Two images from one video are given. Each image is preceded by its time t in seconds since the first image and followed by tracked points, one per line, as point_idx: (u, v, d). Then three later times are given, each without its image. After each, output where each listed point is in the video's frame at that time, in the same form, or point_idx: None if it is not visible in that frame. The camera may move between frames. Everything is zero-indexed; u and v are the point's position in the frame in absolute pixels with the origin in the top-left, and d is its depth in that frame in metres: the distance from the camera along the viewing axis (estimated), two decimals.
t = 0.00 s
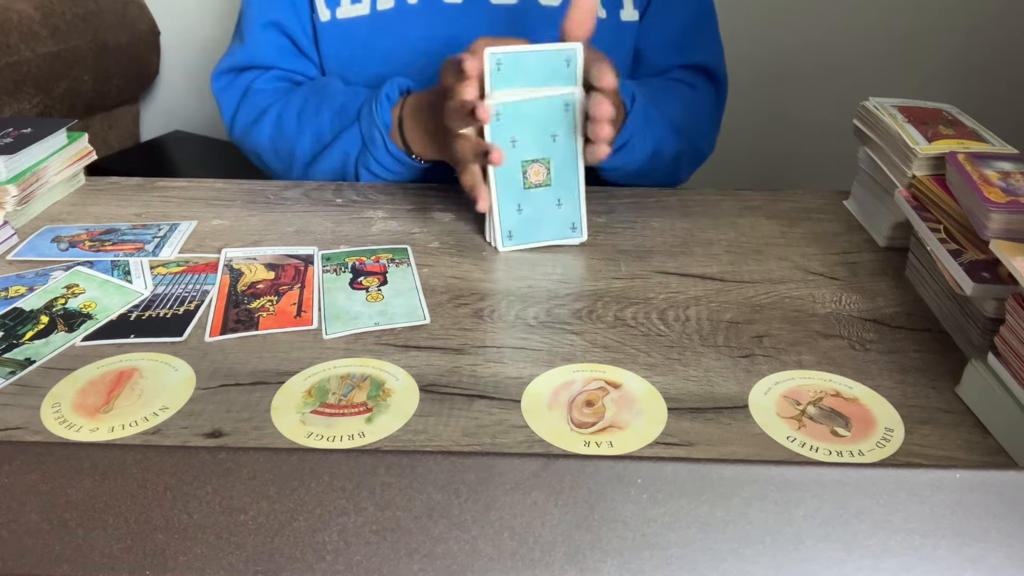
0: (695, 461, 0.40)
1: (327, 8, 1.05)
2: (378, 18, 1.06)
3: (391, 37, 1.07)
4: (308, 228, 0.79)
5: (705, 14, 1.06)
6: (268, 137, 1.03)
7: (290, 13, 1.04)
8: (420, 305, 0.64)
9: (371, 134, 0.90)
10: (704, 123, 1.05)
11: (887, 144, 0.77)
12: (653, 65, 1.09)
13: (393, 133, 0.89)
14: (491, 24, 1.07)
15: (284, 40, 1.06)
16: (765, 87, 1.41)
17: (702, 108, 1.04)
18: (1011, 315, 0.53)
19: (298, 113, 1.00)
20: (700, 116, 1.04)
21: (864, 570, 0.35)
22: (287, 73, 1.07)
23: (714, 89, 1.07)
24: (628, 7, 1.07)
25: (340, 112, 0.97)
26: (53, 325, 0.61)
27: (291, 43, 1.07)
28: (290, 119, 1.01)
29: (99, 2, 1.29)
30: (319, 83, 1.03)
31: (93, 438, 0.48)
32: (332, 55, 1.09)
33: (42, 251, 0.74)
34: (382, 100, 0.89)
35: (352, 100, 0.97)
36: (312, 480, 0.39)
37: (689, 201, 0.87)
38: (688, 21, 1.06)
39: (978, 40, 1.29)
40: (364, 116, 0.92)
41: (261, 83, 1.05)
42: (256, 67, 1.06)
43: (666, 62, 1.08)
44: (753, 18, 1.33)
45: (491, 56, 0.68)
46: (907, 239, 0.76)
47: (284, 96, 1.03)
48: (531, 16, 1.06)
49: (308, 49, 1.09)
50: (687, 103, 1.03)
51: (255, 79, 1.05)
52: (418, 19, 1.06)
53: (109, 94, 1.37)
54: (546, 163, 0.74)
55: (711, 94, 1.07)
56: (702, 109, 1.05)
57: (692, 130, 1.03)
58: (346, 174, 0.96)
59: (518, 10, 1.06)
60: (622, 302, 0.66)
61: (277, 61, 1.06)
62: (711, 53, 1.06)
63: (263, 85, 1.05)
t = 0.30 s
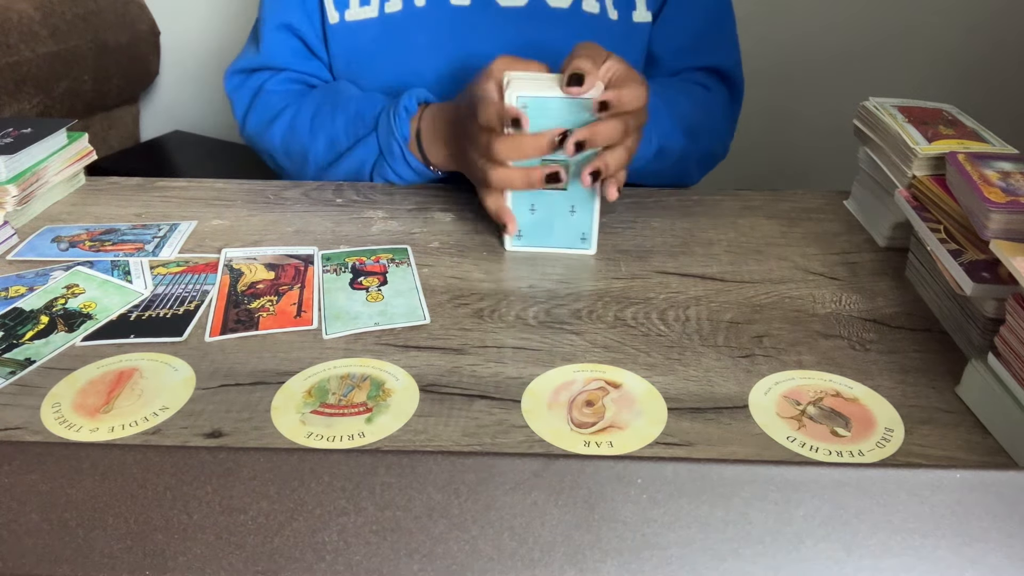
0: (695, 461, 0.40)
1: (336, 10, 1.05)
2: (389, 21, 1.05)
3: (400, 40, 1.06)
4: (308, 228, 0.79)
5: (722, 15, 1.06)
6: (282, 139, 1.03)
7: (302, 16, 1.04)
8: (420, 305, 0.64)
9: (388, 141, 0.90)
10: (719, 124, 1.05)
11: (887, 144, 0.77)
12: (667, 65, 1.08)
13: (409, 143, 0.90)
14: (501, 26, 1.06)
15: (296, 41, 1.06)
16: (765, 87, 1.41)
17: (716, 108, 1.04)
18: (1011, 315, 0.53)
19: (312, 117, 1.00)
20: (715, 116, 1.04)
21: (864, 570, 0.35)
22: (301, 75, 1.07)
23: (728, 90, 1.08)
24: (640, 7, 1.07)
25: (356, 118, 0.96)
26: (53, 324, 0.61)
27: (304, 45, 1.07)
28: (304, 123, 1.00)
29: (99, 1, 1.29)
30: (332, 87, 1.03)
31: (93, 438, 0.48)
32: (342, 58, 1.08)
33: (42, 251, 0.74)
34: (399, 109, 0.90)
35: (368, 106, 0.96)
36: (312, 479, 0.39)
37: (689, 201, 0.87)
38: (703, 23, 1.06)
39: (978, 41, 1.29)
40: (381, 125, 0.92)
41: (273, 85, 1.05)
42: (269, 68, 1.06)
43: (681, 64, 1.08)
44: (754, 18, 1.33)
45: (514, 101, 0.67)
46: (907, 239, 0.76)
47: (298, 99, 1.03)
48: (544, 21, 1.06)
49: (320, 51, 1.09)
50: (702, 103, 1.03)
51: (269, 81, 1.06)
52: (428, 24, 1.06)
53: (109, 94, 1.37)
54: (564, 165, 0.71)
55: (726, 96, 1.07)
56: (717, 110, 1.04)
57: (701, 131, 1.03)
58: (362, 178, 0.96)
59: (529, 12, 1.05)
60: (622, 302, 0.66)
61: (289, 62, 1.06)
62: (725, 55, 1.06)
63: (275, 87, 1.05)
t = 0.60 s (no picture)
0: (696, 461, 0.40)
1: (344, 5, 1.05)
2: (395, 19, 1.06)
3: (405, 39, 1.07)
4: (308, 228, 0.79)
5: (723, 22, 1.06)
6: (284, 133, 1.02)
7: (309, 9, 1.05)
8: (420, 305, 0.64)
9: (394, 141, 0.90)
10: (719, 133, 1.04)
11: (887, 143, 0.78)
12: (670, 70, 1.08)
13: (415, 142, 0.89)
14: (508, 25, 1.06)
15: (303, 34, 1.05)
16: (765, 87, 1.41)
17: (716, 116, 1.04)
18: (1011, 315, 0.53)
19: (319, 112, 1.00)
20: (714, 124, 1.04)
21: (865, 570, 0.35)
22: (306, 69, 1.06)
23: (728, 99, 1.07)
24: (645, 13, 1.07)
25: (362, 117, 0.96)
26: (53, 324, 0.61)
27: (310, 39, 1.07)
28: (307, 118, 1.00)
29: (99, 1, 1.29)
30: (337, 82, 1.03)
31: (93, 438, 0.48)
32: (349, 53, 1.08)
33: (42, 251, 0.74)
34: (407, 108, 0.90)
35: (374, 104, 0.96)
36: (313, 479, 0.39)
37: (688, 201, 0.87)
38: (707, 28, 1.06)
39: (977, 41, 1.29)
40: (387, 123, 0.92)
41: (279, 77, 1.04)
42: (275, 61, 1.05)
43: (684, 70, 1.08)
44: (756, 18, 1.33)
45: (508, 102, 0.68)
46: (907, 239, 0.76)
47: (304, 93, 1.03)
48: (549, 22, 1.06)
49: (326, 45, 1.08)
50: (703, 113, 1.02)
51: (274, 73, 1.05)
52: (433, 23, 1.06)
53: (109, 94, 1.37)
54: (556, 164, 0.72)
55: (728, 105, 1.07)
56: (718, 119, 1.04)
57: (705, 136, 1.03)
58: (365, 177, 0.97)
59: (537, 14, 1.06)
60: (622, 302, 0.66)
61: (296, 56, 1.05)
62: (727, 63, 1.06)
63: (281, 79, 1.04)
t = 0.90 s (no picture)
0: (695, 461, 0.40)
1: (345, 9, 1.05)
2: (397, 21, 1.04)
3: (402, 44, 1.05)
4: (308, 228, 0.79)
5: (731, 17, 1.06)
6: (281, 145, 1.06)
7: (297, 16, 1.04)
8: (420, 305, 0.64)
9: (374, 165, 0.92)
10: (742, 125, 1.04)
11: (887, 143, 0.77)
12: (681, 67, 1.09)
13: (387, 148, 0.90)
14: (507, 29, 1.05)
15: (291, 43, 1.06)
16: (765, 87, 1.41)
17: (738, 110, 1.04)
18: (1011, 315, 0.53)
19: (307, 131, 1.03)
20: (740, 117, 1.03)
21: (865, 570, 0.35)
22: (297, 77, 1.08)
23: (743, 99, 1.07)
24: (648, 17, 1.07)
25: (339, 150, 0.99)
26: (53, 324, 0.61)
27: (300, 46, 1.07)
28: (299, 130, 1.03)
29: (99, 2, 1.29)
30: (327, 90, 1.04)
31: (92, 438, 0.48)
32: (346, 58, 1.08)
33: (42, 251, 0.74)
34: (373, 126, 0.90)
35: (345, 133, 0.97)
36: (313, 480, 0.39)
37: (688, 201, 0.87)
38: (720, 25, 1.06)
39: (978, 41, 1.29)
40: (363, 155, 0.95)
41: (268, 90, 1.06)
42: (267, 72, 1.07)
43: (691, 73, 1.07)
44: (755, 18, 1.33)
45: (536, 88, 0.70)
46: (907, 239, 0.76)
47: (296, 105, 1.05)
48: (548, 26, 1.05)
49: (317, 51, 1.08)
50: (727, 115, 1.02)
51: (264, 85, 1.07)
52: (431, 27, 1.04)
53: (109, 94, 1.37)
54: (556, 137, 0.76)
55: (744, 100, 1.08)
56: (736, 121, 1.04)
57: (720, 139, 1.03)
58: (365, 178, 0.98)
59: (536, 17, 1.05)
60: (622, 301, 0.66)
61: (286, 66, 1.07)
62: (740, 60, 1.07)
63: (270, 92, 1.06)
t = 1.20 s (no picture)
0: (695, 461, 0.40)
1: (335, 13, 1.05)
2: (385, 23, 1.04)
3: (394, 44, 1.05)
4: (308, 228, 0.79)
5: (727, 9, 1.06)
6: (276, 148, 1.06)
7: (286, 23, 1.04)
8: (420, 305, 0.64)
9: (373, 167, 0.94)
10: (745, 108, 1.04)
11: (887, 143, 0.77)
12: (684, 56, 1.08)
13: (387, 149, 0.92)
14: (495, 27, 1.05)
15: (280, 49, 1.06)
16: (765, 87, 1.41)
17: (745, 94, 1.04)
18: (1011, 315, 0.52)
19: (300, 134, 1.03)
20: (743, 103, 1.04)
21: (864, 570, 0.35)
22: (290, 82, 1.08)
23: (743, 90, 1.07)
24: (640, 10, 1.07)
25: (335, 151, 0.99)
26: (53, 324, 0.61)
27: (289, 52, 1.07)
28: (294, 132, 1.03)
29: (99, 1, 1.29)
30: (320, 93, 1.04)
31: (92, 438, 0.48)
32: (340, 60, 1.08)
33: (42, 251, 0.74)
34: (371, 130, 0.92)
35: (339, 133, 0.97)
36: (312, 480, 0.39)
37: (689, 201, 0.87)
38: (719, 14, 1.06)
39: (978, 41, 1.29)
40: (360, 155, 0.96)
41: (263, 95, 1.07)
42: (261, 78, 1.07)
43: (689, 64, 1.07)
44: (755, 18, 1.33)
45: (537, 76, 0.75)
46: (907, 239, 0.76)
47: (290, 109, 1.05)
48: (539, 24, 1.05)
49: (308, 57, 1.08)
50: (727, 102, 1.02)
51: (259, 90, 1.07)
52: (420, 27, 1.04)
53: (109, 94, 1.37)
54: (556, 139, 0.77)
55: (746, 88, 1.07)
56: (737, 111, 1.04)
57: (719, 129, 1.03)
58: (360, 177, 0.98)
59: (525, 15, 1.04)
60: (622, 301, 0.66)
61: (277, 71, 1.06)
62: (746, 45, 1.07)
63: (264, 98, 1.07)
